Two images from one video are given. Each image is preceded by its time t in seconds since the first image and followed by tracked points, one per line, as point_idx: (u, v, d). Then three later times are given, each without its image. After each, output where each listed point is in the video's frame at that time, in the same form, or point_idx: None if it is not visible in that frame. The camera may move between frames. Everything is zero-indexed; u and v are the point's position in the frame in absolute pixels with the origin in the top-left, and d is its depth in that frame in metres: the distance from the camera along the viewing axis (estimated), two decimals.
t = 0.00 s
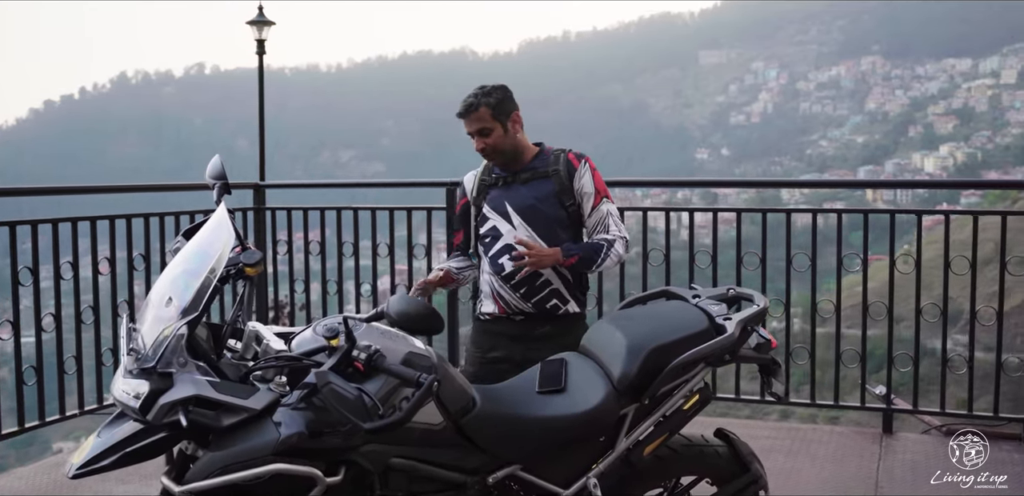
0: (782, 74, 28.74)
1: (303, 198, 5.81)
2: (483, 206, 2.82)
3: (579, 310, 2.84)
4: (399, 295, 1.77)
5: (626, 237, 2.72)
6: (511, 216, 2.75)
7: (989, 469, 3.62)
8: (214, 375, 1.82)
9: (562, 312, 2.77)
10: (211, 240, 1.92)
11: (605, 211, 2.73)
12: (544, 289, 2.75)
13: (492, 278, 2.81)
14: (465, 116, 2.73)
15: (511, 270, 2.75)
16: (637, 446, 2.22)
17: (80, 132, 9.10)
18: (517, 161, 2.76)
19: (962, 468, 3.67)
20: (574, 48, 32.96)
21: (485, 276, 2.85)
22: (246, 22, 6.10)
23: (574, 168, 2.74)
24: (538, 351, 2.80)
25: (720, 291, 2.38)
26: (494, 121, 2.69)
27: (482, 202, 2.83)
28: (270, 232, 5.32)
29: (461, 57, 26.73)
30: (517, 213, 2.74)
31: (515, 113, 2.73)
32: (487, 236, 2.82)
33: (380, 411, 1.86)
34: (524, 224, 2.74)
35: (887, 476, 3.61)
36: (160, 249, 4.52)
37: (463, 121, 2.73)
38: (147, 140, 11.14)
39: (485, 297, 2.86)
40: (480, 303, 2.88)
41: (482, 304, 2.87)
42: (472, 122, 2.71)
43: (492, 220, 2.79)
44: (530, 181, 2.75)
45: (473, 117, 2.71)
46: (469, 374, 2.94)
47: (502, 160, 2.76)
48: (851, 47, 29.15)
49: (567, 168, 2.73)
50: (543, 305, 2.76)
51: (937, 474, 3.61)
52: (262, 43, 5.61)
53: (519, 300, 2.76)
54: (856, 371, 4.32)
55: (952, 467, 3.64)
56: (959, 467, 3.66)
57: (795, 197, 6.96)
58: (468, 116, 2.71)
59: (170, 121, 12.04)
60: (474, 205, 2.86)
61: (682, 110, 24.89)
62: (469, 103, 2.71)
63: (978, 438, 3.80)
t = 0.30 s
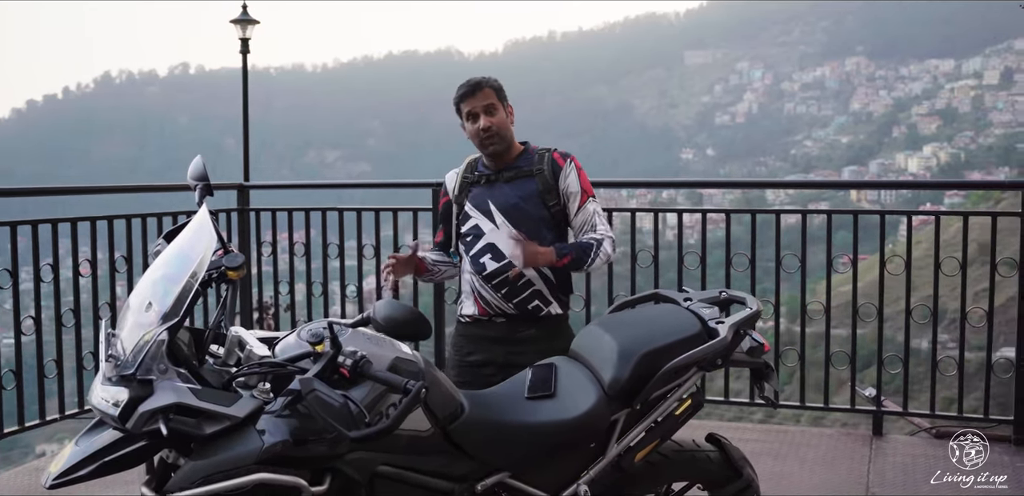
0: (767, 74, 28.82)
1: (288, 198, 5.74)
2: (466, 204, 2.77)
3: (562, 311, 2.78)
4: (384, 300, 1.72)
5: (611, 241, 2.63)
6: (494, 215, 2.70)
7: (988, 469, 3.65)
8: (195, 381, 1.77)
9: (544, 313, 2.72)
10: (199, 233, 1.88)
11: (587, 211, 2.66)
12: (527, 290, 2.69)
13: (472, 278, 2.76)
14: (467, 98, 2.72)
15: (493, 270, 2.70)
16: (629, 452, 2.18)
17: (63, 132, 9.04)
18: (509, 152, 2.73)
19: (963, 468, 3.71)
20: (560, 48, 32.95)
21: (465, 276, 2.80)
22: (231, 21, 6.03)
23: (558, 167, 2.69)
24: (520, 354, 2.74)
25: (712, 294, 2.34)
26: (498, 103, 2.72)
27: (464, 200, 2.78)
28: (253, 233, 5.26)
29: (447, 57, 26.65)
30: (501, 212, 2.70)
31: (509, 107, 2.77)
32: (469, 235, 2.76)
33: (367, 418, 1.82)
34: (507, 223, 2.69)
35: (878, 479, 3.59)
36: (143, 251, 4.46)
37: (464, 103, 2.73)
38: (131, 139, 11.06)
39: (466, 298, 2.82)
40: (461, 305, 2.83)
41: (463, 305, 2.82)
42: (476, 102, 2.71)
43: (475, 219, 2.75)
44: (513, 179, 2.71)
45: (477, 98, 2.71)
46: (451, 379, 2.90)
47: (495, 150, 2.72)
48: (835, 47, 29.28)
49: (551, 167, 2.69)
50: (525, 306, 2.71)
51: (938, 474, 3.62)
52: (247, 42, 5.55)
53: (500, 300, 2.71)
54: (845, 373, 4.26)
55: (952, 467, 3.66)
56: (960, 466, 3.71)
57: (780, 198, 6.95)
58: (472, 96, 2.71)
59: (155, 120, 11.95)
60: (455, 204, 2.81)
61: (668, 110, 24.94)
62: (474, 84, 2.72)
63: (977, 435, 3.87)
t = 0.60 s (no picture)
0: (749, 75, 28.95)
1: (272, 201, 5.69)
2: (439, 208, 2.69)
3: (538, 316, 2.75)
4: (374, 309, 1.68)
5: (579, 244, 2.70)
6: (472, 218, 2.63)
7: (987, 469, 3.71)
8: (180, 392, 1.72)
9: (523, 318, 2.67)
10: (179, 242, 1.82)
11: (562, 217, 2.67)
12: (507, 296, 2.64)
13: (448, 283, 2.68)
14: (441, 103, 2.63)
15: (474, 275, 2.63)
16: (622, 461, 2.14)
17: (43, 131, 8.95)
18: (483, 157, 2.67)
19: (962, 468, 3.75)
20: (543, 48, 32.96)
21: (439, 282, 2.72)
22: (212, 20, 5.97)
23: (536, 171, 2.66)
24: (499, 361, 2.68)
25: (706, 299, 2.30)
26: (472, 108, 2.65)
27: (437, 204, 2.70)
28: (234, 234, 5.20)
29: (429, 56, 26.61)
30: (479, 215, 2.63)
31: (482, 108, 2.70)
32: (445, 240, 2.68)
33: (356, 430, 1.75)
34: (487, 226, 2.62)
35: (870, 484, 3.58)
36: (125, 254, 4.40)
37: (436, 108, 2.64)
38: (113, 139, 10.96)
39: (440, 303, 2.73)
40: (435, 311, 2.74)
41: (437, 311, 2.73)
42: (450, 106, 2.63)
43: (451, 222, 2.66)
44: (490, 182, 2.65)
45: (450, 102, 2.63)
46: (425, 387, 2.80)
47: (469, 155, 2.65)
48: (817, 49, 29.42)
49: (529, 170, 2.65)
50: (505, 311, 2.65)
51: (938, 474, 3.65)
52: (230, 42, 5.49)
53: (481, 306, 2.64)
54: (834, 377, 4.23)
55: (952, 467, 3.70)
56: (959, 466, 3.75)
57: (760, 199, 6.99)
58: (446, 101, 2.63)
59: (137, 120, 11.84)
60: (428, 208, 2.72)
61: (651, 111, 25.01)
62: (447, 88, 2.64)
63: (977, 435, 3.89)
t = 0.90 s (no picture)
0: (737, 75, 29.00)
1: (263, 202, 5.63)
2: (428, 210, 2.60)
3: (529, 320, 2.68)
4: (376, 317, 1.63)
5: (567, 246, 2.65)
6: (463, 220, 2.54)
7: (987, 469, 3.73)
8: (177, 401, 1.67)
9: (514, 323, 2.59)
10: (174, 249, 1.78)
11: (552, 220, 2.62)
12: (499, 300, 2.56)
13: (435, 286, 2.58)
14: (428, 102, 2.55)
15: (466, 279, 2.53)
16: (627, 468, 2.09)
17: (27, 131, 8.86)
18: (472, 159, 2.59)
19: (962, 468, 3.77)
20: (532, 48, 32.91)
21: (426, 286, 2.61)
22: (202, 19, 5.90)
23: (526, 173, 2.60)
24: (488, 367, 2.60)
25: (710, 303, 2.27)
26: (461, 109, 2.57)
27: (425, 206, 2.60)
28: (225, 235, 5.14)
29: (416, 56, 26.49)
30: (470, 217, 2.54)
31: (471, 107, 2.63)
32: (434, 242, 2.58)
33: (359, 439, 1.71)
34: (479, 228, 2.54)
35: (869, 487, 3.56)
36: (114, 256, 4.33)
37: (424, 107, 2.56)
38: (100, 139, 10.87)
39: (427, 307, 2.62)
40: (421, 317, 2.63)
41: (424, 316, 2.62)
42: (437, 105, 2.55)
43: (440, 224, 2.57)
44: (482, 183, 2.57)
45: (439, 101, 2.55)
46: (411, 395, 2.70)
47: (457, 158, 2.57)
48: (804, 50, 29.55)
49: (519, 172, 2.59)
50: (496, 316, 2.57)
51: (938, 474, 3.66)
52: (221, 42, 5.42)
53: (472, 311, 2.54)
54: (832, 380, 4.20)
55: (952, 467, 3.71)
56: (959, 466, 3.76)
57: (748, 200, 6.97)
58: (434, 100, 2.55)
59: (124, 120, 11.75)
60: (416, 209, 2.62)
61: (639, 111, 25.05)
62: (434, 86, 2.56)
63: (978, 436, 3.91)
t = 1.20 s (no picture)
0: (726, 76, 29.05)
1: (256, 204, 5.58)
2: (428, 213, 2.55)
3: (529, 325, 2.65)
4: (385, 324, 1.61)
5: (567, 249, 2.62)
6: (465, 224, 2.49)
7: (987, 469, 3.74)
8: (179, 410, 1.63)
9: (516, 327, 2.57)
10: (174, 254, 1.74)
11: (551, 224, 2.59)
12: (500, 304, 2.53)
13: (435, 290, 2.53)
14: (427, 104, 2.52)
15: (466, 283, 2.49)
16: (635, 475, 2.04)
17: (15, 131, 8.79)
18: (472, 161, 2.55)
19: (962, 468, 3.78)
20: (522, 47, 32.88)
21: (425, 291, 2.56)
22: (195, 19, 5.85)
23: (527, 176, 2.58)
24: (489, 373, 2.56)
25: (718, 308, 2.25)
26: (461, 111, 2.53)
27: (426, 208, 2.55)
28: (220, 237, 5.10)
29: (407, 55, 26.48)
30: (472, 221, 2.49)
31: (472, 110, 2.60)
32: (434, 246, 2.53)
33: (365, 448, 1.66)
34: (481, 232, 2.49)
35: (872, 490, 3.54)
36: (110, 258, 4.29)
37: (423, 110, 2.53)
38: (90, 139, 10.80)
39: (426, 312, 2.58)
40: (423, 321, 2.59)
41: (423, 319, 2.58)
42: (437, 107, 2.51)
43: (441, 228, 2.52)
44: (483, 187, 2.53)
45: (438, 103, 2.52)
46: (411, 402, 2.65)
47: (456, 160, 2.54)
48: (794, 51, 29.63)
49: (521, 175, 2.56)
50: (498, 320, 2.54)
51: (938, 474, 3.67)
52: (216, 42, 5.39)
53: (473, 315, 2.51)
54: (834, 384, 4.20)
55: (952, 467, 3.72)
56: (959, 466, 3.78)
57: (740, 200, 6.96)
58: (432, 101, 2.51)
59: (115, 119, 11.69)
60: (416, 212, 2.57)
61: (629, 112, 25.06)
62: (433, 88, 2.52)
63: (978, 436, 3.90)
